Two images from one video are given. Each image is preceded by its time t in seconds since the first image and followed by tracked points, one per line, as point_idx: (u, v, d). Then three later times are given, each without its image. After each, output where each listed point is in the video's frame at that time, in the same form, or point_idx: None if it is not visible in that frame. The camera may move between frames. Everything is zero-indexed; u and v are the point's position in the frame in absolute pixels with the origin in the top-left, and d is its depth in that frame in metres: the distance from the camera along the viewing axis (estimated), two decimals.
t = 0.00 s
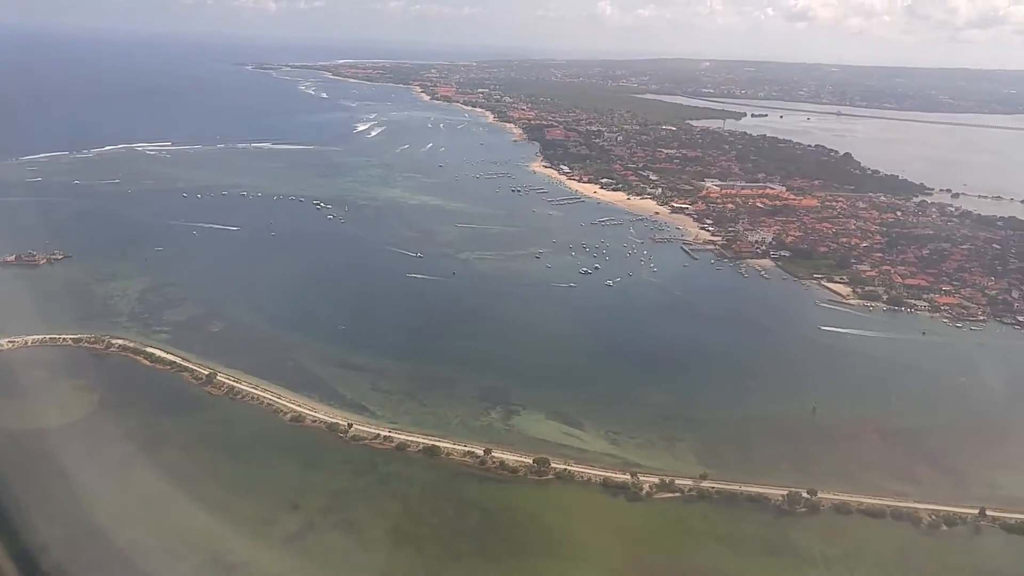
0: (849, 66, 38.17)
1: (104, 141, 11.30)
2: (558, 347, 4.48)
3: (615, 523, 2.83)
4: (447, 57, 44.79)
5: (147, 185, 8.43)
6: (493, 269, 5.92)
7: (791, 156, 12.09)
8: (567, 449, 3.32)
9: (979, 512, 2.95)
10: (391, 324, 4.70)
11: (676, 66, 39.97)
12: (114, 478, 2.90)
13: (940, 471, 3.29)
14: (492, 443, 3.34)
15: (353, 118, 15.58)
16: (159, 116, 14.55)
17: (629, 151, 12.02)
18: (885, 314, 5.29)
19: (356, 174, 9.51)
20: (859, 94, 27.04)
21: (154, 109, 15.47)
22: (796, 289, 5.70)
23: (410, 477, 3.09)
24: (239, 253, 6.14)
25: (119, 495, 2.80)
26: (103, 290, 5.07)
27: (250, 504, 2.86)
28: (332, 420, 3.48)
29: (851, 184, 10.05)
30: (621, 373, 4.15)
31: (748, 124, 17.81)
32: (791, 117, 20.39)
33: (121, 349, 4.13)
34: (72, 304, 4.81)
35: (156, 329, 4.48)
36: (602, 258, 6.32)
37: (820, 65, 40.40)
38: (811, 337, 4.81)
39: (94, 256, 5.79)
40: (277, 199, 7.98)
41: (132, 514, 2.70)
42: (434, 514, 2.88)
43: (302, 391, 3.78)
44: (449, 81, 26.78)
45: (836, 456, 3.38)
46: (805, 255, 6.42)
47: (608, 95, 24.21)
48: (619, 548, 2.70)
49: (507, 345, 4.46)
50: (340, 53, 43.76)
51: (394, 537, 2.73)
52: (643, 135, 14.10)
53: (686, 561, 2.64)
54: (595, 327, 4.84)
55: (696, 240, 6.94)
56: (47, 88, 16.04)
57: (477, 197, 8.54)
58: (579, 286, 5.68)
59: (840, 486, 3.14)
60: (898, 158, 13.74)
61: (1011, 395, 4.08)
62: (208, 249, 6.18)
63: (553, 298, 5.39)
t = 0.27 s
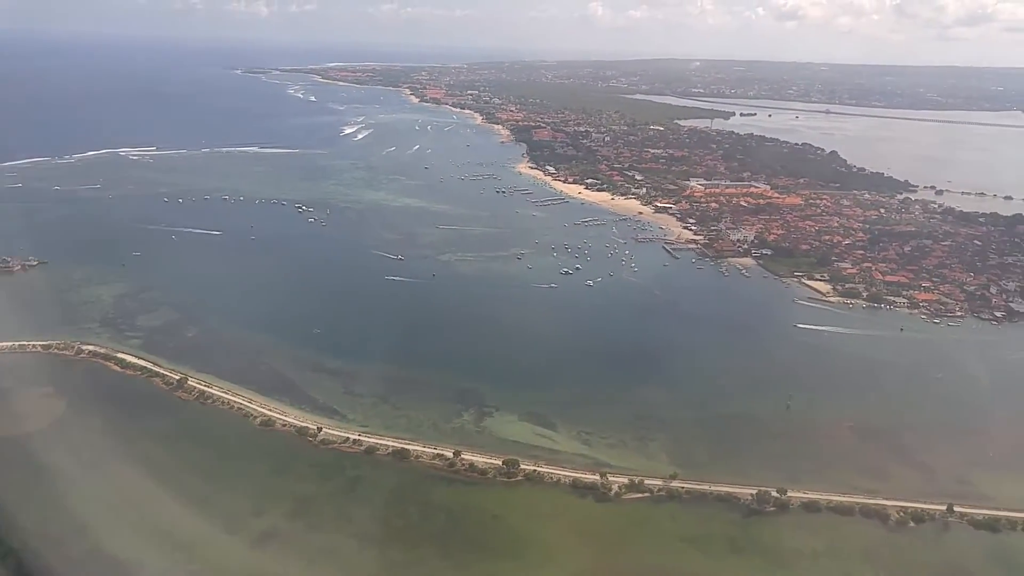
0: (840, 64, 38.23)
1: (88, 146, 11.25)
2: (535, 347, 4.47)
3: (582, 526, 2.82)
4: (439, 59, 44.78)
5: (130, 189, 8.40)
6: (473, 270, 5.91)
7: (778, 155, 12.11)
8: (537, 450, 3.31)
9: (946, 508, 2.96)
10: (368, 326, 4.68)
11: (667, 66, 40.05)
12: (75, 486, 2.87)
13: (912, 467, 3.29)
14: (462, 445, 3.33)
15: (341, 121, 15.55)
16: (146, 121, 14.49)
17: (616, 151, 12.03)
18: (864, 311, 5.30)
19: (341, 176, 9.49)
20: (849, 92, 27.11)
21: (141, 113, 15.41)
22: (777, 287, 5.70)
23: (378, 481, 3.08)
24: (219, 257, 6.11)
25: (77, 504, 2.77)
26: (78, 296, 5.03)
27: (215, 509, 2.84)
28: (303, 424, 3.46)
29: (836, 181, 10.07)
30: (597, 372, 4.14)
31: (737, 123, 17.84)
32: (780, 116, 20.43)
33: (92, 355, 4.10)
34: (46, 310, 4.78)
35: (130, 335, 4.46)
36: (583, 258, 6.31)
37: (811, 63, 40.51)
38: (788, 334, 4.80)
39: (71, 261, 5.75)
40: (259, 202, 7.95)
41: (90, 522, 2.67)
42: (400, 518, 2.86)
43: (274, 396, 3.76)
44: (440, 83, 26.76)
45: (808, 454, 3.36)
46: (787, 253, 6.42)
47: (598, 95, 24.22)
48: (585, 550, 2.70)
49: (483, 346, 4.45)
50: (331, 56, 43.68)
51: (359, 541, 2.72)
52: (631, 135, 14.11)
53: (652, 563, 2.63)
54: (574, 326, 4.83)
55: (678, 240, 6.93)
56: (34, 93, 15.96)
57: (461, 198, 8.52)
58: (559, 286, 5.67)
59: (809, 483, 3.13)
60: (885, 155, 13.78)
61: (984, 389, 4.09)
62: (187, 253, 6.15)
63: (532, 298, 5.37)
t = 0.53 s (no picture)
0: (837, 68, 38.29)
1: (78, 146, 11.21)
2: (514, 349, 4.43)
3: (549, 529, 2.80)
4: (436, 62, 44.87)
5: (117, 190, 8.36)
6: (457, 272, 5.88)
7: (770, 158, 12.10)
8: (509, 454, 3.29)
9: (917, 513, 2.94)
10: (347, 328, 4.65)
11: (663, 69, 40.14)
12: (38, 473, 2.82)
13: (889, 472, 3.27)
14: (432, 450, 3.30)
15: (334, 123, 15.53)
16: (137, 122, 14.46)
17: (607, 154, 12.01)
18: (848, 314, 5.27)
19: (330, 178, 9.46)
20: (844, 96, 27.12)
21: (134, 114, 15.38)
22: (762, 290, 5.67)
23: (345, 485, 3.04)
24: (201, 258, 6.07)
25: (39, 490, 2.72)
26: (55, 297, 5.00)
27: (177, 507, 2.79)
28: (273, 427, 3.43)
29: (826, 185, 10.06)
30: (575, 375, 4.11)
31: (731, 126, 17.84)
32: (774, 119, 20.43)
33: (65, 356, 4.06)
34: (22, 310, 4.74)
35: (106, 336, 4.43)
36: (568, 260, 6.29)
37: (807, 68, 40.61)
38: (769, 336, 4.78)
39: (52, 262, 5.72)
40: (246, 204, 7.92)
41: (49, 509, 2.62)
42: (366, 520, 2.83)
43: (246, 398, 3.73)
44: (435, 86, 26.76)
45: (785, 458, 3.33)
46: (773, 256, 6.38)
47: (594, 98, 24.22)
48: (550, 554, 2.66)
49: (462, 348, 4.41)
50: (328, 59, 43.69)
51: (323, 544, 2.68)
52: (623, 138, 14.09)
53: (618, 567, 2.60)
54: (555, 329, 4.80)
55: (665, 243, 6.91)
56: (26, 93, 15.91)
57: (449, 201, 8.50)
58: (542, 288, 5.64)
59: (782, 488, 3.10)
60: (877, 159, 13.77)
61: (961, 394, 4.09)
62: (169, 255, 6.12)
63: (514, 300, 5.34)
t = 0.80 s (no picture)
0: (832, 65, 38.21)
1: (67, 152, 11.20)
2: (492, 351, 4.41)
3: (517, 532, 2.78)
4: (431, 65, 44.90)
5: (104, 196, 8.34)
6: (441, 274, 5.87)
7: (761, 158, 12.08)
8: (481, 456, 3.27)
9: (890, 513, 2.90)
10: (326, 331, 4.63)
11: (659, 70, 40.16)
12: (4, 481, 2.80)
13: (865, 472, 3.22)
14: (405, 453, 3.28)
15: (326, 127, 15.52)
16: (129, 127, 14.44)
17: (598, 155, 12.00)
18: (832, 313, 5.21)
19: (318, 181, 9.45)
20: (839, 96, 27.11)
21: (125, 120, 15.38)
22: (745, 290, 5.64)
23: (316, 488, 3.02)
24: (184, 262, 6.06)
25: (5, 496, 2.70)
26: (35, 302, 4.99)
27: (144, 511, 2.77)
28: (246, 430, 3.41)
29: (816, 184, 10.04)
30: (553, 376, 4.09)
31: (724, 127, 17.82)
32: (768, 119, 20.43)
33: (42, 361, 4.04)
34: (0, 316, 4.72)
35: (84, 341, 4.41)
36: (553, 262, 6.27)
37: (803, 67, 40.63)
38: (750, 336, 4.76)
39: (34, 267, 5.71)
40: (232, 208, 7.91)
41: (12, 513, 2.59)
42: (334, 525, 2.81)
43: (221, 401, 3.71)
44: (430, 89, 26.77)
45: (761, 459, 3.30)
46: (758, 255, 6.32)
47: (588, 99, 24.21)
48: (517, 558, 2.64)
49: (441, 350, 4.39)
50: (324, 62, 43.71)
51: (290, 548, 2.66)
52: (615, 139, 14.08)
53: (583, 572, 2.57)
54: (535, 330, 4.78)
55: (651, 243, 6.88)
56: (18, 99, 15.92)
57: (437, 203, 8.49)
58: (525, 290, 5.62)
59: (755, 489, 3.08)
60: (870, 158, 13.74)
61: (944, 395, 4.04)
62: (153, 259, 6.11)
63: (497, 302, 5.33)
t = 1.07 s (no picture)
0: (831, 67, 38.13)
1: (59, 150, 11.19)
2: (471, 351, 4.38)
3: (483, 532, 2.76)
4: (430, 65, 44.88)
5: (91, 194, 8.31)
6: (424, 274, 5.85)
7: (755, 158, 12.03)
8: (452, 456, 3.25)
9: (860, 516, 2.87)
10: (305, 331, 4.61)
11: (658, 70, 40.10)
12: None
13: (836, 474, 3.18)
14: (375, 452, 3.26)
15: (320, 127, 15.50)
16: (122, 127, 14.42)
17: (591, 155, 11.97)
18: (816, 315, 5.17)
19: (308, 181, 9.43)
20: (837, 96, 27.03)
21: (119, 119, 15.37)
22: (729, 290, 5.61)
23: (283, 486, 3.00)
24: (168, 261, 6.05)
25: None
26: (15, 299, 4.96)
27: (107, 499, 2.72)
28: (218, 428, 3.38)
29: (808, 185, 10.00)
30: (530, 376, 4.07)
31: (720, 127, 17.77)
32: (765, 119, 20.37)
33: (19, 358, 4.02)
34: None
35: (61, 338, 4.39)
36: (538, 262, 6.25)
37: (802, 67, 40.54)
38: (732, 337, 4.73)
39: (16, 264, 5.69)
40: (219, 207, 7.89)
41: None
42: (299, 523, 2.78)
43: (195, 399, 3.69)
44: (427, 89, 26.74)
45: (732, 462, 3.27)
46: (744, 256, 6.25)
47: (585, 99, 24.17)
48: (481, 557, 2.62)
49: (419, 350, 4.37)
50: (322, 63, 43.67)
51: (252, 543, 2.64)
52: (609, 139, 14.05)
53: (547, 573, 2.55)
54: (516, 330, 4.76)
55: (637, 244, 6.85)
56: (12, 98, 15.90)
57: (425, 203, 8.46)
58: (508, 290, 5.60)
59: (726, 490, 3.06)
60: (864, 159, 13.68)
61: (924, 395, 3.97)
62: (136, 257, 6.09)
63: (479, 302, 5.31)
